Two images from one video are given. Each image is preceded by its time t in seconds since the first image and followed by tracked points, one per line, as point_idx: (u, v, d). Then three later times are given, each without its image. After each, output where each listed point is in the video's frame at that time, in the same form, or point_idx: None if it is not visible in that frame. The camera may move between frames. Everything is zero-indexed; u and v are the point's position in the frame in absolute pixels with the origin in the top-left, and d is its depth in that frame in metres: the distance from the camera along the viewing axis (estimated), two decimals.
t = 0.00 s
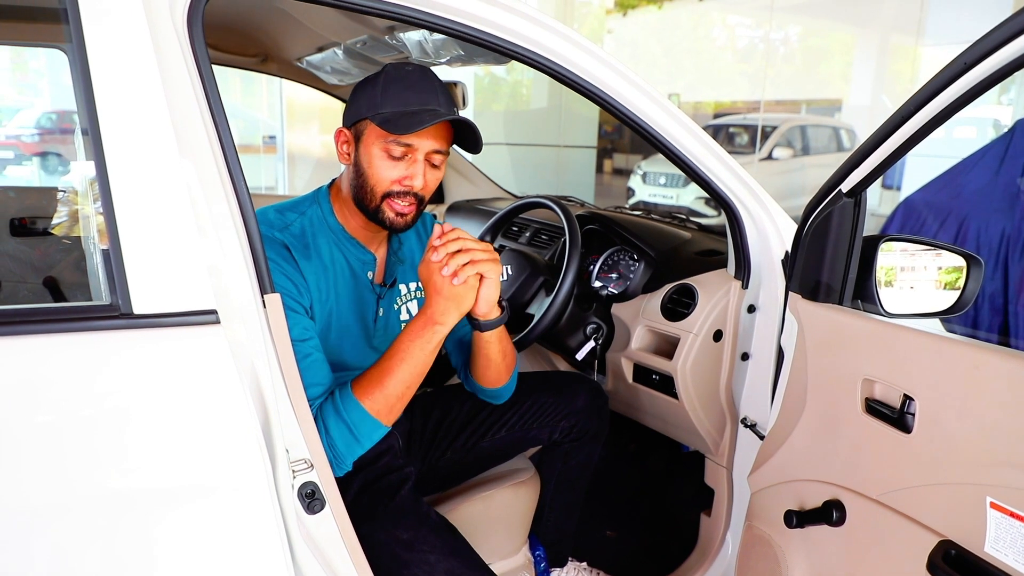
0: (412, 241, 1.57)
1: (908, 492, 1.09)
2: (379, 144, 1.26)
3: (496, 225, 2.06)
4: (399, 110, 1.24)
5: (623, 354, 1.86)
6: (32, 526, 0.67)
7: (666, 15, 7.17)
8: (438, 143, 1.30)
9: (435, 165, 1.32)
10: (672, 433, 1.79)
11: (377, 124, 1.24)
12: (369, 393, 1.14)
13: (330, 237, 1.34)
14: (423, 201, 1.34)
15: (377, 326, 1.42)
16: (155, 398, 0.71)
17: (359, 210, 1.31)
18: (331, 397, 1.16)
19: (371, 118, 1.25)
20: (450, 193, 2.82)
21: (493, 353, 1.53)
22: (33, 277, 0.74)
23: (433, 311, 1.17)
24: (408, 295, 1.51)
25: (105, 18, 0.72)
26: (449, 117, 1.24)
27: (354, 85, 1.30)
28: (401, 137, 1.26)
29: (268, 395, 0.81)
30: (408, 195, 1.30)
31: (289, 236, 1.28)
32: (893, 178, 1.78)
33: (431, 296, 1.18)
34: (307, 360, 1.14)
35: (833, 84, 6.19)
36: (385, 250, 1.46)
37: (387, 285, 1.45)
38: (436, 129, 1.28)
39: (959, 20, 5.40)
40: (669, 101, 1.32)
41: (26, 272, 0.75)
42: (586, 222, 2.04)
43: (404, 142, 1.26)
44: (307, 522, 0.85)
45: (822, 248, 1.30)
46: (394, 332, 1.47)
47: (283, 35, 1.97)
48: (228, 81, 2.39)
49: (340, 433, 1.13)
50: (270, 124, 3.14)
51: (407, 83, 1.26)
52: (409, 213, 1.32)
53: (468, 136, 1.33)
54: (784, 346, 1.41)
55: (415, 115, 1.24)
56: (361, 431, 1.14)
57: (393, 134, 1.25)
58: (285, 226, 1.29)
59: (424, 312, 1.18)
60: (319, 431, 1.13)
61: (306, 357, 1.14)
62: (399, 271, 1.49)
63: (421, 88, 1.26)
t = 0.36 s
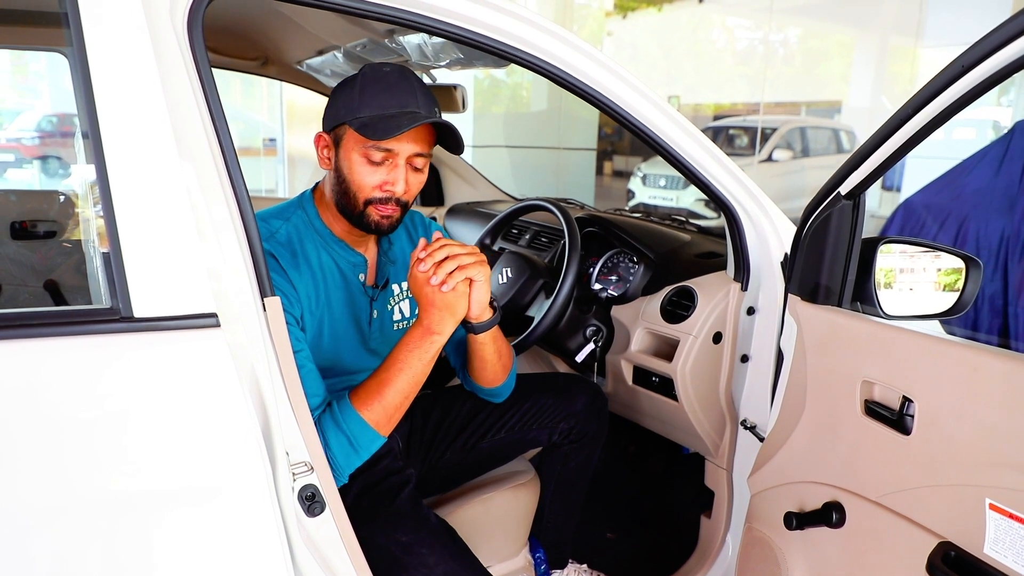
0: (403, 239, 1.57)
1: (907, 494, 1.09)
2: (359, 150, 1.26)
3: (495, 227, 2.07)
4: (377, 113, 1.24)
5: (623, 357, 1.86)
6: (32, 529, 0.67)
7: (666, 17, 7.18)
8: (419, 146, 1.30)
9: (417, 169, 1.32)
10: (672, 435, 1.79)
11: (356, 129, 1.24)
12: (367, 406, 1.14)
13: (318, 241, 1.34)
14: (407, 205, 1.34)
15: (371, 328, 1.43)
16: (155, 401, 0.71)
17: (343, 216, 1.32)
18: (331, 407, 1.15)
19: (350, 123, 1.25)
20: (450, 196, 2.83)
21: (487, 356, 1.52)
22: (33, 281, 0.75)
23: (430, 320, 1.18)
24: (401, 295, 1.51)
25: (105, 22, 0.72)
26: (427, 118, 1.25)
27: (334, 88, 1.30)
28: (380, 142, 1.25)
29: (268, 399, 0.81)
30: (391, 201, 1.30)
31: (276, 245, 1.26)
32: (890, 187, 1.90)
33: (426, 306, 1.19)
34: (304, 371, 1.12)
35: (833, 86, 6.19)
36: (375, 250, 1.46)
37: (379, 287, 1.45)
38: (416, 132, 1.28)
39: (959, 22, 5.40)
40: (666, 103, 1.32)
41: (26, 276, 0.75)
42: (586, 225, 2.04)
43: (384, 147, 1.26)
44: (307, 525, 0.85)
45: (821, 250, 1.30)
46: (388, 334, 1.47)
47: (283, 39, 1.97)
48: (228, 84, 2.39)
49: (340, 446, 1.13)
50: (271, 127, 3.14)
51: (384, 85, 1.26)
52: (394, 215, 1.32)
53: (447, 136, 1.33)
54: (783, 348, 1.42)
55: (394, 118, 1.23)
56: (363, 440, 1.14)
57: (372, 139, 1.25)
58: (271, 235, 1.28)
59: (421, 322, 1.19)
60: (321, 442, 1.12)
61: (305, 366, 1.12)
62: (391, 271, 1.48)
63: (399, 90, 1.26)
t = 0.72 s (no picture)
0: (415, 238, 1.55)
1: (904, 491, 1.10)
2: (356, 142, 1.26)
3: (494, 224, 2.06)
4: (372, 105, 1.22)
5: (621, 354, 1.86)
6: (31, 525, 0.67)
7: (665, 15, 7.17)
8: (417, 142, 1.27)
9: (416, 166, 1.30)
10: (670, 433, 1.79)
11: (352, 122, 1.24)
12: (367, 419, 1.13)
13: (329, 240, 1.34)
14: (406, 205, 1.32)
15: (380, 330, 1.43)
16: (154, 398, 0.71)
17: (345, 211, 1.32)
18: (332, 414, 1.14)
19: (348, 114, 1.25)
20: (449, 193, 2.83)
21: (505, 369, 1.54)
22: (31, 277, 0.75)
23: (444, 345, 1.15)
24: (410, 296, 1.50)
25: (104, 18, 0.72)
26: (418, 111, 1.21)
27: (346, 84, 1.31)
28: (374, 136, 1.24)
29: (266, 396, 0.81)
30: (385, 198, 1.28)
31: (287, 243, 1.28)
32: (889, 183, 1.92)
33: (444, 329, 1.15)
34: (308, 374, 1.14)
35: (832, 84, 6.19)
36: (386, 251, 1.44)
37: (388, 288, 1.44)
38: (413, 128, 1.26)
39: (958, 20, 5.40)
40: (665, 101, 1.32)
41: (24, 272, 0.75)
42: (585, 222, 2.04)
43: (379, 139, 1.25)
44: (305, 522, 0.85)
45: (819, 247, 1.30)
46: (397, 335, 1.47)
47: (282, 36, 1.97)
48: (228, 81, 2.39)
49: (335, 456, 1.12)
50: (270, 124, 3.14)
51: (385, 80, 1.24)
52: (390, 216, 1.30)
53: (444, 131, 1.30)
54: (781, 347, 1.42)
55: (386, 110, 1.21)
56: (358, 455, 1.13)
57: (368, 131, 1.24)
58: (282, 233, 1.29)
59: (434, 344, 1.16)
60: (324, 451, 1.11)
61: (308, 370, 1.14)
62: (402, 272, 1.47)
63: (399, 84, 1.24)
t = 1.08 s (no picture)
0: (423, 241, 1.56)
1: (904, 490, 1.10)
2: (381, 146, 1.26)
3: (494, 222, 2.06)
4: (401, 112, 1.23)
5: (621, 353, 1.86)
6: (29, 524, 0.67)
7: (666, 14, 7.18)
8: (442, 149, 1.28)
9: (438, 172, 1.30)
10: (670, 432, 1.79)
11: (379, 125, 1.24)
12: (354, 406, 1.12)
13: (342, 236, 1.35)
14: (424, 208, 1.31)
15: (386, 326, 1.42)
16: (153, 396, 0.71)
17: (363, 212, 1.31)
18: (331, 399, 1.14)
19: (374, 118, 1.25)
20: (450, 192, 2.83)
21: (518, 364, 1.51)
22: (30, 274, 0.75)
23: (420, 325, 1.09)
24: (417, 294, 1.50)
25: (105, 15, 0.72)
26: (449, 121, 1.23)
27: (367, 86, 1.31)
28: (401, 140, 1.25)
29: (265, 394, 0.80)
30: (406, 201, 1.28)
31: (300, 236, 1.29)
32: (890, 184, 1.86)
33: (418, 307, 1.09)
34: (306, 364, 1.15)
35: (832, 84, 6.19)
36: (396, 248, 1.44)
37: (396, 286, 1.43)
38: (440, 135, 1.26)
39: (958, 19, 5.40)
40: (667, 101, 1.32)
41: (22, 270, 0.75)
42: (585, 222, 2.04)
43: (405, 145, 1.25)
44: (305, 520, 0.84)
45: (819, 245, 1.30)
46: (403, 332, 1.46)
47: (281, 33, 1.97)
48: (227, 79, 2.38)
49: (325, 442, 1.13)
50: (269, 122, 3.14)
51: (414, 86, 1.25)
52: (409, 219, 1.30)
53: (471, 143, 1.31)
54: (781, 345, 1.42)
55: (415, 119, 1.22)
56: (347, 443, 1.13)
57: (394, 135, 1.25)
58: (295, 225, 1.30)
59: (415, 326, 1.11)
60: (314, 423, 1.12)
61: (303, 351, 1.15)
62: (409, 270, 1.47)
63: (427, 93, 1.25)
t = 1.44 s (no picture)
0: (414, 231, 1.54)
1: (906, 484, 1.09)
2: (387, 139, 1.26)
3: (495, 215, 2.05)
4: (408, 106, 1.24)
5: (622, 346, 1.86)
6: (28, 515, 0.66)
7: (666, 7, 7.15)
8: (446, 138, 1.30)
9: (441, 160, 1.32)
10: (670, 425, 1.79)
11: (386, 118, 1.24)
12: (373, 415, 1.13)
13: (334, 224, 1.33)
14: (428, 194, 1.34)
15: (381, 315, 1.42)
16: (152, 387, 0.71)
17: (362, 202, 1.31)
18: (342, 398, 1.16)
19: (379, 111, 1.25)
20: (450, 185, 2.82)
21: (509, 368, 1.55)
22: (29, 266, 0.74)
23: (464, 363, 1.15)
24: (408, 283, 1.49)
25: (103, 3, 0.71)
26: (460, 114, 1.25)
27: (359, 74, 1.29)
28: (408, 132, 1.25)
29: (265, 385, 0.80)
30: (414, 191, 1.30)
31: (293, 223, 1.27)
32: (892, 175, 1.91)
33: (466, 346, 1.14)
34: (305, 355, 1.14)
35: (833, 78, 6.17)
36: (386, 238, 1.44)
37: (390, 272, 1.43)
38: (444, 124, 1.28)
39: (960, 13, 5.37)
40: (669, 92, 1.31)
41: (21, 261, 0.74)
42: (585, 214, 2.03)
43: (412, 137, 1.26)
44: (306, 512, 0.84)
45: (822, 238, 1.30)
46: (396, 321, 1.46)
47: (281, 24, 1.96)
48: (226, 71, 2.37)
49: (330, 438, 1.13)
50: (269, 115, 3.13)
51: (413, 75, 1.26)
52: (412, 207, 1.32)
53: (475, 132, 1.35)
54: (783, 338, 1.41)
55: (425, 112, 1.24)
56: (352, 445, 1.13)
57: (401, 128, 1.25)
58: (288, 213, 1.29)
59: (457, 360, 1.16)
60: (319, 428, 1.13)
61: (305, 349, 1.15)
62: (402, 257, 1.47)
63: (427, 83, 1.26)
